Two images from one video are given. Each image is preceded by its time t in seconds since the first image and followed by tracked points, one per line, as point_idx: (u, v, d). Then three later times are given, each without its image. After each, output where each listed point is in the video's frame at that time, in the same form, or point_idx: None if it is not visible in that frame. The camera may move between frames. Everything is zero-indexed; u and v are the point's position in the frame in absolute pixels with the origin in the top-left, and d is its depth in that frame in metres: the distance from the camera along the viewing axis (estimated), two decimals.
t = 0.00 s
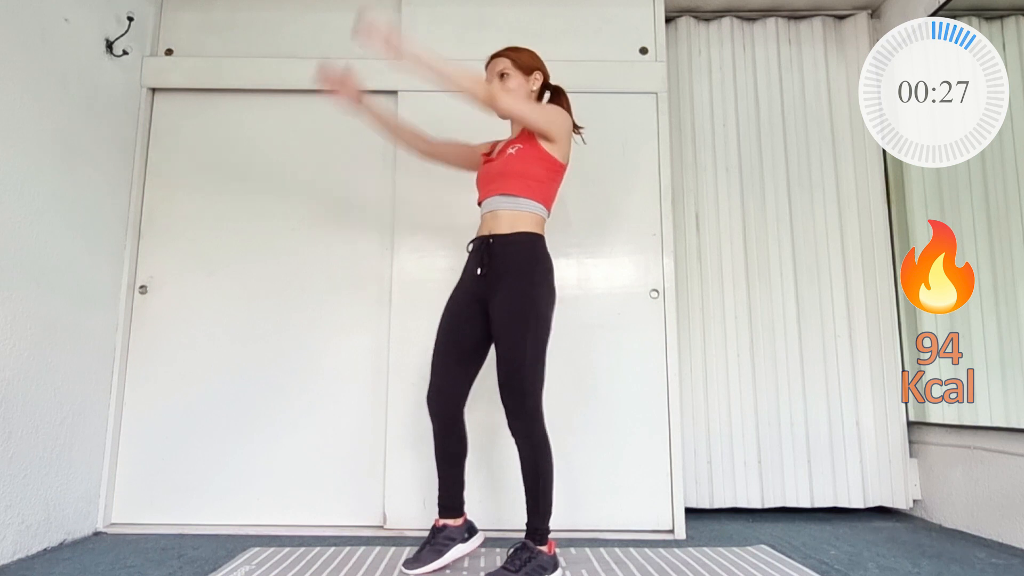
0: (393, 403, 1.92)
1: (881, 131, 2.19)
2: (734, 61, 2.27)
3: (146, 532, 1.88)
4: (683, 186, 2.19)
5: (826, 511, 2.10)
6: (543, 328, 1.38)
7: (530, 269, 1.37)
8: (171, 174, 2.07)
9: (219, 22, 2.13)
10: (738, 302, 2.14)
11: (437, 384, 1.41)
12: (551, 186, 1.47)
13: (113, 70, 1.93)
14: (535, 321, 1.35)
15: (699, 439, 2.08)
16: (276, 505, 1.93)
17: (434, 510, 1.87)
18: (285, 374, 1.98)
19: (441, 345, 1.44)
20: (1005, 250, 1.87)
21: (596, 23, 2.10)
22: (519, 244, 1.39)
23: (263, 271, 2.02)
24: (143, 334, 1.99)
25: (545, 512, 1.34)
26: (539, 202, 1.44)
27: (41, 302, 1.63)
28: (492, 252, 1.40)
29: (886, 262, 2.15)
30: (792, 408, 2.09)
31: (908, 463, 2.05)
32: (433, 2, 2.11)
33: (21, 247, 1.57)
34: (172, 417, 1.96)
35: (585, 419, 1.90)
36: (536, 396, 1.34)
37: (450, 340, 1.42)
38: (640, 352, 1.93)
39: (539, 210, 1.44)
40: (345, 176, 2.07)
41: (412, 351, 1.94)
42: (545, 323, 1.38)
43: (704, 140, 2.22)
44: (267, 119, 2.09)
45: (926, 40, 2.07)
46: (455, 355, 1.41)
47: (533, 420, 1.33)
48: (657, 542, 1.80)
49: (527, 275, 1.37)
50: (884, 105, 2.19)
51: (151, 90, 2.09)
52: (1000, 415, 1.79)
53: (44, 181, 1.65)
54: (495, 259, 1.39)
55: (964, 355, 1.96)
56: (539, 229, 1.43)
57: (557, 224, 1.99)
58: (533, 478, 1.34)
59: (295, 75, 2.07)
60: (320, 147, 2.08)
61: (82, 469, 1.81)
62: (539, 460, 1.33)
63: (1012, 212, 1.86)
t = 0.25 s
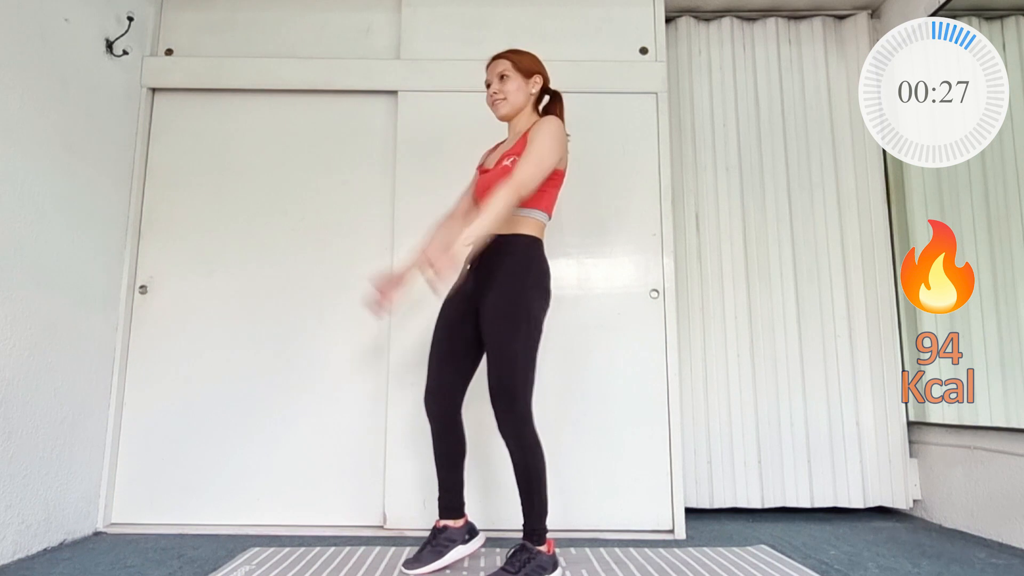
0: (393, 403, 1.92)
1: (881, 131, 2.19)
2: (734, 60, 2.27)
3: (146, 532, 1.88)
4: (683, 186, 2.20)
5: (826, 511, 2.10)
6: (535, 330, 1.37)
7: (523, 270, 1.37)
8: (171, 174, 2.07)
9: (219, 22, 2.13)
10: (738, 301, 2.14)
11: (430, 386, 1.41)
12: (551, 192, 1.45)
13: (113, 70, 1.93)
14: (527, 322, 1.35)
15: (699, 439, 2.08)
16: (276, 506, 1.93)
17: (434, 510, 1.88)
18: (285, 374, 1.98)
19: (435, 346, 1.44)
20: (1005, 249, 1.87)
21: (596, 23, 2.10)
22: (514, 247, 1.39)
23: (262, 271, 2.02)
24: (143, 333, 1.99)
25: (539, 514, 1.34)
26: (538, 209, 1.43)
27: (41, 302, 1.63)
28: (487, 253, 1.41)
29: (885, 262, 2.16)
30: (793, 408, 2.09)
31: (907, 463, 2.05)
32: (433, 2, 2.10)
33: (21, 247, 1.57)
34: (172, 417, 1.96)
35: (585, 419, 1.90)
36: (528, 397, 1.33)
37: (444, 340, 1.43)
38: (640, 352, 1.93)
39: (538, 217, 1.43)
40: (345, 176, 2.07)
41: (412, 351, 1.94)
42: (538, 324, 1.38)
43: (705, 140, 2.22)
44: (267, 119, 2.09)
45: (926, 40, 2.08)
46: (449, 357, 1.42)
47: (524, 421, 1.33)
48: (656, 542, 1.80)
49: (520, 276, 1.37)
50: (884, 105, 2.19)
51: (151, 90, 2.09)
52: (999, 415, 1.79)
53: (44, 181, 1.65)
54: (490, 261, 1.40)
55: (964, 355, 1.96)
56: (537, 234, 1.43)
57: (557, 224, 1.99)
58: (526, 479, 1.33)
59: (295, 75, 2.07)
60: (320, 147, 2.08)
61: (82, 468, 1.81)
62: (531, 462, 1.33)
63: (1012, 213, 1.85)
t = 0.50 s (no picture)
0: (393, 403, 1.92)
1: (881, 131, 2.19)
2: (734, 60, 2.27)
3: (146, 532, 1.88)
4: (683, 186, 2.20)
5: (826, 511, 2.10)
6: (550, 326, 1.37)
7: (535, 268, 1.37)
8: (171, 174, 2.07)
9: (219, 22, 2.13)
10: (738, 301, 2.14)
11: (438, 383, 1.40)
12: (541, 180, 1.46)
13: (113, 70, 1.93)
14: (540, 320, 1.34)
15: (699, 439, 2.08)
16: (275, 505, 1.93)
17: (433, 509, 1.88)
18: (285, 374, 1.98)
19: (443, 344, 1.44)
20: (1004, 250, 1.87)
21: (596, 23, 2.10)
22: (525, 244, 1.39)
23: (262, 271, 2.02)
24: (143, 333, 1.99)
25: (546, 513, 1.34)
26: (527, 197, 1.43)
27: (41, 302, 1.63)
28: (495, 250, 1.41)
29: (885, 262, 2.16)
30: (792, 408, 2.09)
31: (907, 463, 2.05)
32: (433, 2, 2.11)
33: (20, 246, 1.57)
34: (172, 417, 1.96)
35: (585, 420, 1.90)
36: (541, 395, 1.34)
37: (454, 338, 1.42)
38: (639, 352, 1.93)
39: (527, 205, 1.43)
40: (345, 176, 2.07)
41: (412, 351, 1.94)
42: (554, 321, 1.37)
43: (705, 140, 2.22)
44: (267, 119, 2.09)
45: (926, 40, 2.07)
46: (458, 355, 1.41)
47: (537, 419, 1.33)
48: (656, 542, 1.80)
49: (532, 274, 1.37)
50: (884, 105, 2.19)
51: (151, 90, 2.09)
52: (999, 415, 1.79)
53: (44, 181, 1.65)
54: (499, 258, 1.40)
55: (964, 355, 1.96)
56: (529, 225, 1.42)
57: (556, 224, 1.99)
58: (536, 478, 1.33)
59: (294, 75, 2.07)
60: (320, 147, 2.08)
61: (82, 468, 1.82)
62: (542, 460, 1.33)
63: (1012, 213, 1.85)
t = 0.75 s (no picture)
0: (393, 403, 1.92)
1: (881, 131, 2.19)
2: (734, 61, 2.27)
3: (146, 532, 1.88)
4: (683, 186, 2.19)
5: (825, 510, 2.10)
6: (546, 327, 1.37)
7: (532, 269, 1.37)
8: (171, 174, 2.07)
9: (219, 22, 2.13)
10: (737, 301, 2.14)
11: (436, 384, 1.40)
12: (543, 182, 1.46)
13: (113, 70, 1.93)
14: (537, 321, 1.34)
15: (699, 439, 2.08)
16: (275, 506, 1.92)
17: (433, 509, 1.88)
18: (284, 374, 1.98)
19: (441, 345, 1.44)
20: (1004, 249, 1.87)
21: (596, 23, 2.10)
22: (522, 244, 1.39)
23: (262, 271, 2.02)
24: (143, 333, 1.99)
25: (545, 514, 1.34)
26: (529, 199, 1.43)
27: (42, 302, 1.63)
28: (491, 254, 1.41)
29: (885, 262, 2.16)
30: (792, 408, 2.09)
31: (907, 463, 2.05)
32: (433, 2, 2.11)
33: (20, 246, 1.57)
34: (172, 417, 1.96)
35: (585, 420, 1.90)
36: (538, 396, 1.33)
37: (452, 340, 1.42)
38: (639, 352, 1.93)
39: (530, 207, 1.43)
40: (345, 176, 2.07)
41: (411, 351, 1.94)
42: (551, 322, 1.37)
43: (705, 140, 2.22)
44: (267, 119, 2.09)
45: (926, 40, 2.07)
46: (456, 356, 1.41)
47: (534, 420, 1.33)
48: (656, 542, 1.80)
49: (529, 274, 1.37)
50: (884, 105, 2.19)
51: (151, 90, 2.09)
52: (999, 415, 1.79)
53: (44, 181, 1.65)
54: (496, 260, 1.40)
55: (964, 355, 1.96)
56: (531, 226, 1.42)
57: (556, 224, 1.99)
58: (535, 479, 1.33)
59: (294, 75, 2.07)
60: (319, 147, 2.08)
61: (82, 468, 1.82)
62: (540, 461, 1.33)
63: (1012, 213, 1.85)
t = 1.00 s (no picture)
0: (393, 404, 1.92)
1: (881, 131, 2.19)
2: (734, 61, 2.27)
3: (146, 532, 1.88)
4: (683, 186, 2.20)
5: (825, 510, 2.10)
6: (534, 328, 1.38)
7: (523, 270, 1.37)
8: (171, 174, 2.07)
9: (219, 23, 2.13)
10: (737, 301, 2.14)
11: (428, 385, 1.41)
12: (547, 190, 1.45)
13: (113, 70, 1.93)
14: (527, 321, 1.35)
15: (699, 439, 2.08)
16: (275, 506, 1.92)
17: (435, 510, 1.88)
18: (284, 374, 1.98)
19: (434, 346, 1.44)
20: (1004, 249, 1.87)
21: (596, 23, 2.10)
22: (515, 246, 1.39)
23: (262, 271, 2.02)
24: (143, 333, 1.99)
25: (540, 514, 1.34)
26: (534, 207, 1.43)
27: (42, 302, 1.63)
28: (486, 252, 1.42)
29: (885, 262, 2.16)
30: (792, 408, 2.09)
31: (907, 463, 2.05)
32: (433, 2, 2.11)
33: (20, 247, 1.57)
34: (172, 417, 1.96)
35: (585, 420, 1.90)
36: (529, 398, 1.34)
37: (444, 340, 1.43)
38: (639, 352, 1.93)
39: (535, 215, 1.43)
40: (345, 176, 2.07)
41: (411, 352, 1.94)
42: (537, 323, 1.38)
43: (705, 141, 2.22)
44: (267, 119, 2.09)
45: (926, 40, 2.07)
46: (448, 357, 1.41)
47: (526, 422, 1.33)
48: (657, 542, 1.80)
49: (519, 275, 1.37)
50: (884, 105, 2.19)
51: (151, 91, 2.09)
52: (999, 415, 1.79)
53: (44, 182, 1.65)
54: (489, 259, 1.40)
55: (964, 355, 1.96)
56: (534, 233, 1.43)
57: (556, 224, 1.99)
58: (526, 481, 1.33)
59: (294, 75, 2.07)
60: (319, 147, 2.08)
61: (82, 468, 1.82)
62: (532, 463, 1.33)
63: (1012, 213, 1.85)
